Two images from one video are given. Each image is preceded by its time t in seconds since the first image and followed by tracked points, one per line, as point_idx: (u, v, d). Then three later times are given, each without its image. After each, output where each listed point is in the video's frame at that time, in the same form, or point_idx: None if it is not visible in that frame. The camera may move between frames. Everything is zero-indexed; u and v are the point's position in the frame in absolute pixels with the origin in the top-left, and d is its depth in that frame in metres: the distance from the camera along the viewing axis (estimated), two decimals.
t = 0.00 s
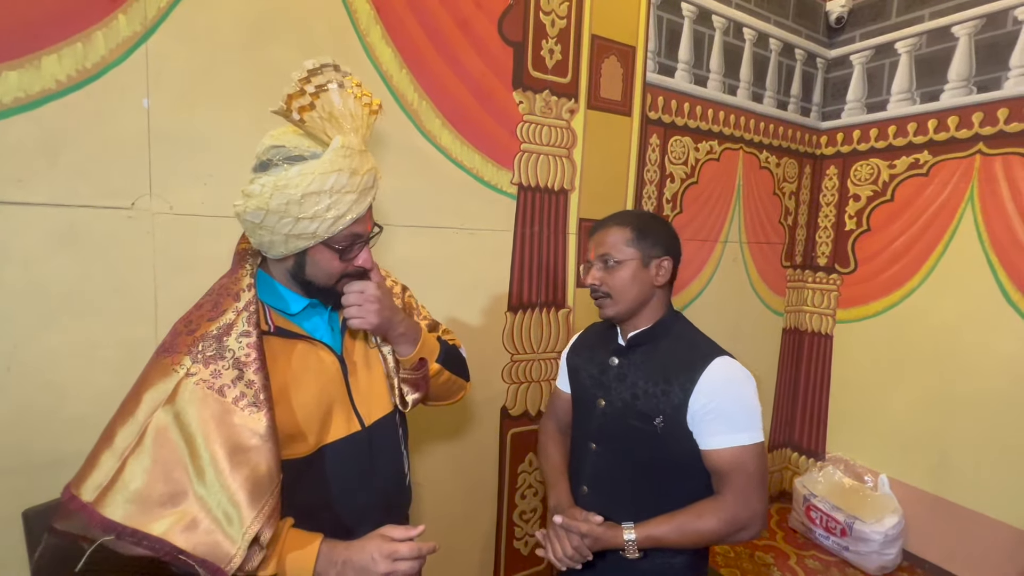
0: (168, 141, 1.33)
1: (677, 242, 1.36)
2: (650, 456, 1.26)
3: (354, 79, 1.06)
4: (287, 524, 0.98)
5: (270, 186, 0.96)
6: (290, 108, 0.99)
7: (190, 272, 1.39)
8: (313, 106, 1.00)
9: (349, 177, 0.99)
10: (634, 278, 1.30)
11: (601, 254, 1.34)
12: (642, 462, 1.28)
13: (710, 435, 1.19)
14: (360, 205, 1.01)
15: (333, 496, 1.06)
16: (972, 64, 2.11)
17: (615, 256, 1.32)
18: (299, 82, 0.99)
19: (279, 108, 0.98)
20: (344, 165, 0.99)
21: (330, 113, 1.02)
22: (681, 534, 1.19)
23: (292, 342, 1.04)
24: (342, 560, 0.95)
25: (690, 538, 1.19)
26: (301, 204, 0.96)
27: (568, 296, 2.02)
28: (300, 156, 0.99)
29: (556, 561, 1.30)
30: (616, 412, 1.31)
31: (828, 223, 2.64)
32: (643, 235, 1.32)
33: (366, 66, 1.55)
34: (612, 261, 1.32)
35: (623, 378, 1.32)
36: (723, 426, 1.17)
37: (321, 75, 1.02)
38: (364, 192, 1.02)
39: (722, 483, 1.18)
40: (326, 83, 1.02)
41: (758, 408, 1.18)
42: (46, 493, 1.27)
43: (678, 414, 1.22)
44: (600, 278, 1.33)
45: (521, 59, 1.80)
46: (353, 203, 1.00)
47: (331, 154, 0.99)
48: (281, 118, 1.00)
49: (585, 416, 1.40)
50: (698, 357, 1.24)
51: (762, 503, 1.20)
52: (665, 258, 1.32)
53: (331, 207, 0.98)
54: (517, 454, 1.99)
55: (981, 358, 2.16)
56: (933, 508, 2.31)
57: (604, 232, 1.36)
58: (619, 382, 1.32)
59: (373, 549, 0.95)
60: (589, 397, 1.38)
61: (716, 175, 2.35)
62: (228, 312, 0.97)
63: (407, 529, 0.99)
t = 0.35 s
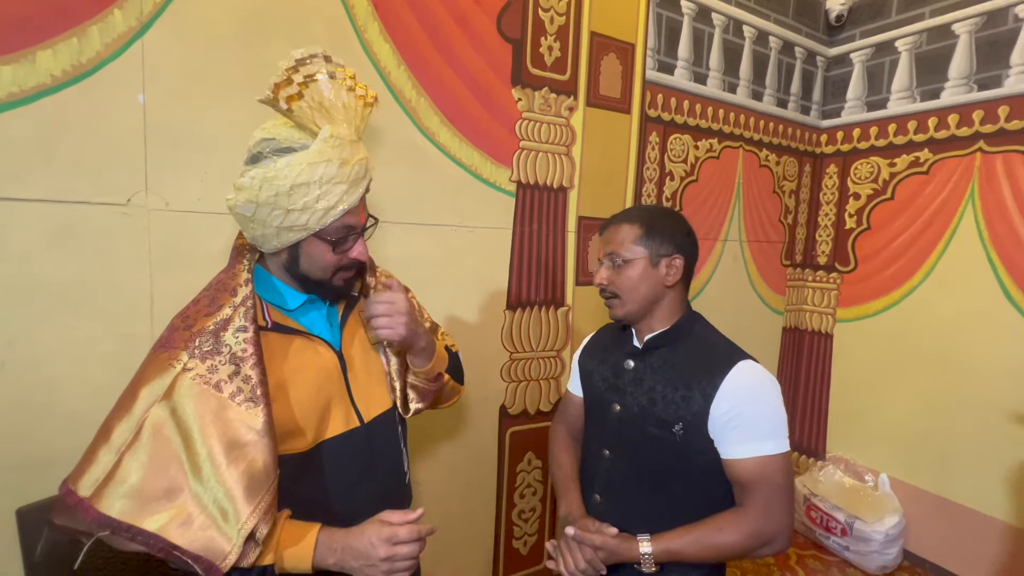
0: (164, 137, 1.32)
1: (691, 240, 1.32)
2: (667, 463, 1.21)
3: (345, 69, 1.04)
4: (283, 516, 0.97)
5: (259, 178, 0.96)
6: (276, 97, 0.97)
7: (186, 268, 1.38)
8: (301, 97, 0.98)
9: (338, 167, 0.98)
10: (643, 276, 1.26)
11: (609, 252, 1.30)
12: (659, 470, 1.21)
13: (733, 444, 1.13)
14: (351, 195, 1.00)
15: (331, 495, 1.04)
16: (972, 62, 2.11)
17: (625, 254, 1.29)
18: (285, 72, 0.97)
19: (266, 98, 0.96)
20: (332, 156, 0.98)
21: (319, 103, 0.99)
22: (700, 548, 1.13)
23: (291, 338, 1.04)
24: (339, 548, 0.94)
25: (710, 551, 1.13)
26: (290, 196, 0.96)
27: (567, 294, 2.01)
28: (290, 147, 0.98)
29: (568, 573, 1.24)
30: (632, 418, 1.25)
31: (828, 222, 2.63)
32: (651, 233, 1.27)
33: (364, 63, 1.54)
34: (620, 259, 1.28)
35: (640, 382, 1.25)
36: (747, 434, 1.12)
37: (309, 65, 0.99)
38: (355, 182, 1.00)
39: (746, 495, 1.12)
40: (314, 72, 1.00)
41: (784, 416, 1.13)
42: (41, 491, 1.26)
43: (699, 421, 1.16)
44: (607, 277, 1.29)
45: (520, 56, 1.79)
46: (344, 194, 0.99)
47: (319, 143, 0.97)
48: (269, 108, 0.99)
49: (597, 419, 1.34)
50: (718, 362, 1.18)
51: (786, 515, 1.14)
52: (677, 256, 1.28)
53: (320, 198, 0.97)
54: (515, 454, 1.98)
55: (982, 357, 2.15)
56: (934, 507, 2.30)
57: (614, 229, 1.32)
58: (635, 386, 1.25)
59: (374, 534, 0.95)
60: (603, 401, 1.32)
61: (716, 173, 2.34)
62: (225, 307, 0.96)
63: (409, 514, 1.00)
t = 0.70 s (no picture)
0: (168, 137, 1.33)
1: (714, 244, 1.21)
2: (670, 467, 1.12)
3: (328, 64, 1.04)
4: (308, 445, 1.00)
5: (246, 188, 0.96)
6: (254, 108, 0.98)
7: (190, 267, 1.39)
8: (280, 105, 0.99)
9: (321, 173, 0.96)
10: (659, 283, 1.15)
11: (628, 252, 1.19)
12: (662, 474, 1.13)
13: (738, 449, 1.03)
14: (337, 201, 0.98)
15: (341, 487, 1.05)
16: (969, 63, 2.13)
17: (641, 256, 1.17)
18: (262, 82, 0.99)
19: (245, 109, 0.97)
20: (314, 162, 0.96)
21: (302, 107, 1.00)
22: (701, 554, 1.05)
23: (296, 335, 1.03)
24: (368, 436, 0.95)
25: (711, 559, 1.04)
26: (275, 205, 0.95)
27: (566, 293, 2.02)
28: (277, 155, 0.98)
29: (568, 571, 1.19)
30: (637, 420, 1.16)
31: (825, 222, 2.65)
32: (676, 235, 1.16)
33: (365, 64, 1.55)
34: (638, 262, 1.17)
35: (646, 384, 1.16)
36: (753, 439, 1.02)
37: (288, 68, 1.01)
38: (340, 187, 0.98)
39: (750, 502, 1.03)
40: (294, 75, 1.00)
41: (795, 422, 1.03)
42: (46, 488, 1.27)
43: (704, 425, 1.07)
44: (624, 278, 1.19)
45: (520, 57, 1.80)
46: (329, 199, 0.98)
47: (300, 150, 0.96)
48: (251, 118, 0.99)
49: (603, 421, 1.26)
50: (726, 364, 1.08)
51: (795, 525, 1.05)
52: (697, 263, 1.17)
53: (305, 205, 0.96)
54: (515, 452, 1.99)
55: (978, 357, 2.17)
56: (931, 505, 2.31)
57: (631, 226, 1.20)
58: (641, 388, 1.16)
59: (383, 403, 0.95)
60: (609, 402, 1.23)
61: (715, 173, 2.36)
62: (230, 299, 0.98)
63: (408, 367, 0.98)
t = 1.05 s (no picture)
0: (186, 143, 1.37)
1: (721, 246, 1.24)
2: (680, 465, 1.16)
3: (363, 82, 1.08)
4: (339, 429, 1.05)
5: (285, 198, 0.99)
6: (296, 123, 1.00)
7: (206, 270, 1.43)
8: (320, 120, 1.02)
9: (356, 186, 1.00)
10: (666, 285, 1.19)
11: (636, 255, 1.23)
12: (672, 471, 1.17)
13: (747, 448, 1.07)
14: (369, 212, 1.02)
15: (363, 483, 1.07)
16: (964, 69, 2.17)
17: (648, 258, 1.21)
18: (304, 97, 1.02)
19: (286, 123, 1.00)
20: (351, 175, 1.00)
21: (338, 123, 1.03)
22: (708, 549, 1.08)
23: (323, 334, 1.06)
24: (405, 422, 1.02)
25: (718, 553, 1.08)
26: (312, 215, 0.98)
27: (571, 295, 2.06)
28: (312, 167, 1.01)
29: (579, 563, 1.23)
30: (649, 419, 1.20)
31: (823, 224, 2.70)
32: (680, 239, 1.20)
33: (376, 71, 1.59)
34: (646, 264, 1.21)
35: (657, 384, 1.20)
36: (762, 439, 1.05)
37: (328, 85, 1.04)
38: (373, 200, 1.02)
39: (756, 500, 1.07)
40: (333, 93, 1.04)
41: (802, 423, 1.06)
42: (68, 485, 1.31)
43: (714, 424, 1.11)
44: (632, 280, 1.23)
45: (526, 64, 1.84)
46: (362, 211, 1.01)
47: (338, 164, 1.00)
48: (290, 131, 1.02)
49: (615, 419, 1.30)
50: (737, 367, 1.12)
51: (800, 522, 1.08)
52: (703, 265, 1.20)
53: (340, 216, 0.99)
54: (521, 450, 2.03)
55: (972, 357, 2.21)
56: (927, 503, 2.36)
57: (641, 230, 1.25)
58: (653, 387, 1.21)
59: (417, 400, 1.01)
60: (621, 401, 1.27)
61: (716, 177, 2.40)
62: (257, 299, 1.02)
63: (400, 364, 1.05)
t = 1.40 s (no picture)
0: (203, 146, 1.39)
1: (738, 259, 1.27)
2: (687, 457, 1.19)
3: (382, 86, 1.10)
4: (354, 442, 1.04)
5: (314, 191, 1.00)
6: (325, 120, 1.02)
7: (222, 271, 1.45)
8: (346, 117, 1.04)
9: (383, 177, 1.02)
10: (680, 286, 1.22)
11: (655, 254, 1.27)
12: (679, 463, 1.20)
13: (752, 441, 1.10)
14: (394, 202, 1.03)
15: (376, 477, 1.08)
16: (961, 73, 2.21)
17: (668, 259, 1.24)
18: (331, 95, 1.03)
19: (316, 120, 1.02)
20: (377, 167, 1.02)
21: (362, 121, 1.05)
22: (715, 539, 1.12)
23: (344, 331, 1.07)
24: (416, 443, 0.99)
25: (723, 542, 1.11)
26: (342, 206, 0.99)
27: (576, 294, 2.09)
28: (339, 162, 1.03)
29: (588, 551, 1.26)
30: (654, 411, 1.23)
31: (823, 224, 2.73)
32: (702, 245, 1.23)
33: (387, 75, 1.62)
34: (664, 263, 1.25)
35: (664, 378, 1.24)
36: (767, 432, 1.08)
37: (352, 86, 1.05)
38: (397, 191, 1.04)
39: (762, 491, 1.10)
40: (357, 93, 1.05)
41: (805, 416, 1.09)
42: (89, 481, 1.33)
43: (719, 418, 1.14)
44: (647, 277, 1.26)
45: (533, 67, 1.87)
46: (388, 201, 1.02)
47: (365, 157, 1.02)
48: (318, 128, 1.04)
49: (623, 414, 1.33)
50: (743, 362, 1.15)
51: (804, 512, 1.11)
52: (718, 275, 1.23)
53: (368, 206, 1.01)
54: (527, 448, 2.06)
55: (969, 355, 2.25)
56: (925, 499, 2.40)
57: (663, 230, 1.28)
58: (660, 382, 1.24)
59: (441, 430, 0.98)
60: (629, 396, 1.31)
61: (717, 178, 2.44)
62: (280, 300, 1.03)
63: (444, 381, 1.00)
